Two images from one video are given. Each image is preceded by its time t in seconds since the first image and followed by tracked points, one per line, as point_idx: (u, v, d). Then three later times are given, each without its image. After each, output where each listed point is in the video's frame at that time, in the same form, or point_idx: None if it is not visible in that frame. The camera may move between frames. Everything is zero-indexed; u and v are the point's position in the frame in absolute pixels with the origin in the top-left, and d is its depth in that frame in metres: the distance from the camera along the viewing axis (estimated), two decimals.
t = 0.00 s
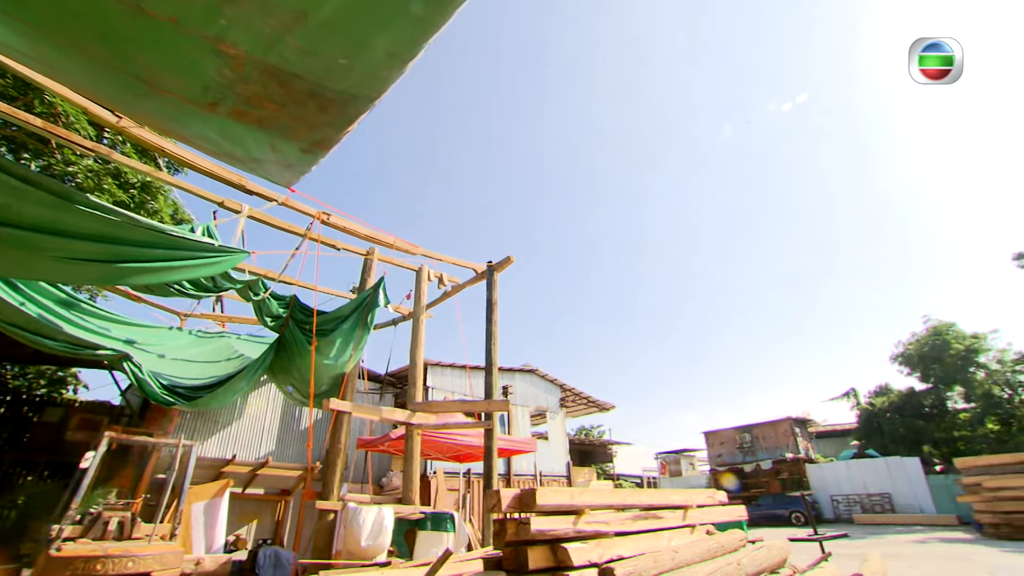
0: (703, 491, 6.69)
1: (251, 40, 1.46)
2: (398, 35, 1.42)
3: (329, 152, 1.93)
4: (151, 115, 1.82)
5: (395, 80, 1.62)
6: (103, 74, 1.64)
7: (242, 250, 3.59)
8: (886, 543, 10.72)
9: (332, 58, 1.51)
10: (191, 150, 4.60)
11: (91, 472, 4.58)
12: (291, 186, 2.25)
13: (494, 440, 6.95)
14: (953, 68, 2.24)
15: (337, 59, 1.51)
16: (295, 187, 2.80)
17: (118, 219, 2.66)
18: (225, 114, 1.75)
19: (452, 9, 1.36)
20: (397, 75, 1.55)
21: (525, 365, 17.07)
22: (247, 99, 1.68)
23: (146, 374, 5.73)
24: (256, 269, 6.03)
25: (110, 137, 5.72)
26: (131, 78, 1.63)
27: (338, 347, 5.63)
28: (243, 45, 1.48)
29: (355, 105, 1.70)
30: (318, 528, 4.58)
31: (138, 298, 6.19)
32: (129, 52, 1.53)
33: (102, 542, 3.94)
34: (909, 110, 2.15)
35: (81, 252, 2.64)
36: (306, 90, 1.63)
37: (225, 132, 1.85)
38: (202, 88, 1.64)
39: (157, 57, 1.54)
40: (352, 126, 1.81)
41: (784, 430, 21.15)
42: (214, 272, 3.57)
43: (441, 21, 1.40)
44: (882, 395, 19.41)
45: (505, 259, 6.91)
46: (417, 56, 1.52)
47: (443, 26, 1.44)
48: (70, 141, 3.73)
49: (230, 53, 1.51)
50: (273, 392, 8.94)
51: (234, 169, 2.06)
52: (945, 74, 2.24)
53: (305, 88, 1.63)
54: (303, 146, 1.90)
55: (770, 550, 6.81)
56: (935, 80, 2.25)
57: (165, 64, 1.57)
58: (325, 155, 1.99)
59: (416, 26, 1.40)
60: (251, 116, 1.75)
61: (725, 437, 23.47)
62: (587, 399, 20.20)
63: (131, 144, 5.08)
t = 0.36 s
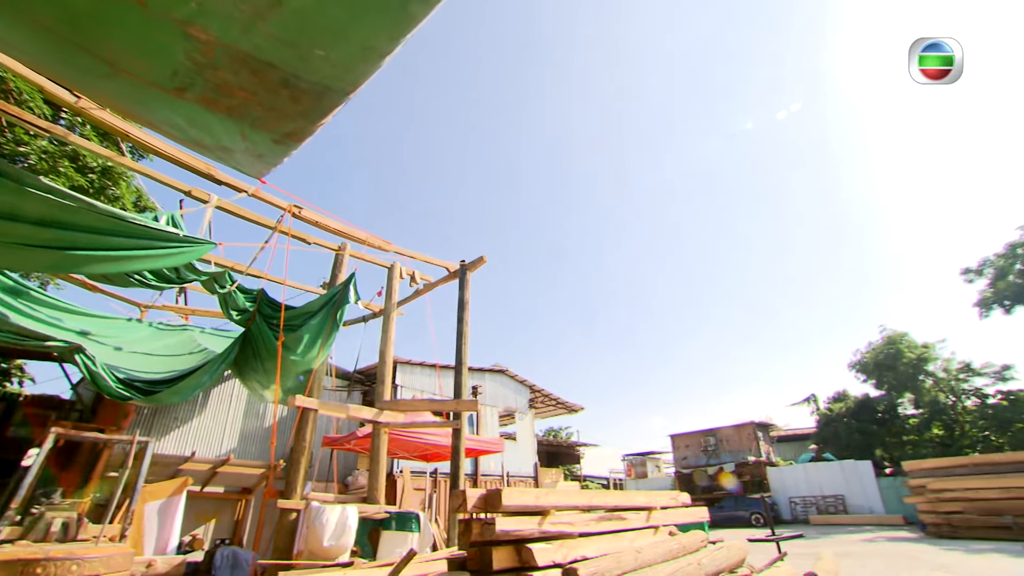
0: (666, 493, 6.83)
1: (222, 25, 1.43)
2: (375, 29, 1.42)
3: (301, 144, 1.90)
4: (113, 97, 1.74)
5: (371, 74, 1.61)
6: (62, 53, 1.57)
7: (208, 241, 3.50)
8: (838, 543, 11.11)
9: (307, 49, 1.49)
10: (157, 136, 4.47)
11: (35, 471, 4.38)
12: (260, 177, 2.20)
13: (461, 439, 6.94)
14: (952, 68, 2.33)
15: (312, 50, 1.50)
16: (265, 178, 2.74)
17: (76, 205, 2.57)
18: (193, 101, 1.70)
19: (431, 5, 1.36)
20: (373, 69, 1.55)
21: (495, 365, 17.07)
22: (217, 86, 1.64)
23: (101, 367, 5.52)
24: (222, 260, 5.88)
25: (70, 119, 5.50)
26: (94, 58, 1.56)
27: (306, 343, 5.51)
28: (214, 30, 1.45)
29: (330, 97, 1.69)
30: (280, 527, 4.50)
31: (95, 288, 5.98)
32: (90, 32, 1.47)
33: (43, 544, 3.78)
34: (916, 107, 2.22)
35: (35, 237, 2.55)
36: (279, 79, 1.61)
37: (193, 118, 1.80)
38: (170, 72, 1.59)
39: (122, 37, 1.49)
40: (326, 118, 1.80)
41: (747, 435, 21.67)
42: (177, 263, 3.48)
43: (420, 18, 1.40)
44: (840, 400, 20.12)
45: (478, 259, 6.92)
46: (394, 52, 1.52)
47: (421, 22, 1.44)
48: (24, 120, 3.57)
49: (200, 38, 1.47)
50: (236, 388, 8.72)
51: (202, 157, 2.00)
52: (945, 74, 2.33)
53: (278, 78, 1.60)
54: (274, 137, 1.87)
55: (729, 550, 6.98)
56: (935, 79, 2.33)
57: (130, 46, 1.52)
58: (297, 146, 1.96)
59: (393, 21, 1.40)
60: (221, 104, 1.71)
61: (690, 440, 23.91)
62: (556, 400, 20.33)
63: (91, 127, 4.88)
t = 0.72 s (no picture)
0: (631, 495, 6.95)
1: (192, 8, 1.38)
2: (353, 23, 1.39)
3: (273, 135, 1.85)
4: (73, 79, 1.64)
5: (347, 66, 1.58)
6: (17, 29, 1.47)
7: (172, 231, 3.38)
8: (794, 543, 11.46)
9: (281, 38, 1.46)
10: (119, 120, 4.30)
11: None
12: (230, 167, 2.13)
13: (429, 439, 6.88)
14: (953, 69, 2.05)
15: (287, 40, 1.46)
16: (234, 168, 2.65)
17: (27, 188, 2.44)
18: (160, 85, 1.62)
19: None
20: (349, 62, 1.52)
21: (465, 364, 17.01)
22: (186, 71, 1.57)
23: (50, 360, 5.28)
24: (187, 251, 5.70)
25: (25, 98, 5.25)
26: (52, 36, 1.47)
27: (272, 339, 5.37)
28: (183, 13, 1.39)
29: (304, 89, 1.65)
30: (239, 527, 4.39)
31: (46, 276, 5.73)
32: (49, 10, 1.39)
33: None
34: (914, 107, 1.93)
35: None
36: (252, 68, 1.56)
37: (160, 104, 1.71)
38: (135, 54, 1.51)
39: (83, 14, 1.40)
40: (301, 110, 1.75)
41: (712, 438, 22.17)
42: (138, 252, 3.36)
43: (399, 13, 1.38)
44: (801, 405, 20.72)
45: (451, 257, 6.90)
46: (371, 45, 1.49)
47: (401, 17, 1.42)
48: None
49: (168, 21, 1.41)
50: (198, 381, 8.46)
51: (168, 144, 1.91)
52: (945, 74, 2.05)
53: (251, 66, 1.55)
54: (246, 126, 1.81)
55: (691, 550, 7.12)
56: (934, 80, 2.05)
57: (92, 24, 1.44)
58: (269, 137, 1.90)
59: (371, 14, 1.37)
60: (189, 90, 1.64)
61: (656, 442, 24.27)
62: (525, 400, 20.39)
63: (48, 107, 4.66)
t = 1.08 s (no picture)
0: (597, 496, 7.03)
1: None
2: (330, 13, 1.37)
3: (244, 123, 1.80)
4: (28, 54, 1.55)
5: (323, 57, 1.56)
6: None
7: (134, 220, 3.30)
8: (753, 543, 11.75)
9: (255, 25, 1.43)
10: (80, 101, 4.12)
11: None
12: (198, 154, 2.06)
13: (397, 437, 6.83)
14: (954, 69, 2.03)
15: (261, 28, 1.43)
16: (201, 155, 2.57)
17: None
18: (124, 66, 1.56)
19: None
20: (325, 53, 1.50)
21: (436, 364, 16.91)
22: (152, 54, 1.51)
23: None
24: (150, 240, 5.52)
25: None
26: (5, 7, 1.39)
27: (238, 333, 5.22)
28: None
29: (278, 78, 1.62)
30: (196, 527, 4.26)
31: None
32: None
33: None
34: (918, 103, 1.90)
35: None
36: (224, 54, 1.52)
37: (124, 87, 1.64)
38: (98, 32, 1.45)
39: None
40: (274, 99, 1.72)
41: (678, 441, 22.61)
42: (98, 240, 3.25)
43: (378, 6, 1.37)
44: (764, 410, 21.23)
45: (424, 256, 6.85)
46: (348, 37, 1.47)
47: (379, 10, 1.41)
48: None
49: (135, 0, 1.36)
50: (158, 375, 8.18)
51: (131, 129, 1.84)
52: (946, 75, 2.04)
53: (222, 53, 1.51)
54: (216, 115, 1.77)
55: (654, 550, 7.23)
56: (936, 80, 2.03)
57: None
58: (239, 126, 1.86)
59: (350, 5, 1.35)
60: (156, 73, 1.58)
61: (623, 444, 24.57)
62: (495, 400, 20.41)
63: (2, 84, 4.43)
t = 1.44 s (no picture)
0: (564, 497, 7.07)
1: None
2: (308, 4, 1.34)
3: (214, 111, 1.74)
4: None
5: (298, 48, 1.52)
6: None
7: (92, 206, 3.15)
8: (714, 544, 12.00)
9: (228, 12, 1.38)
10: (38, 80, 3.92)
11: None
12: (163, 140, 1.99)
13: (364, 435, 6.74)
14: (953, 69, 2.26)
15: (235, 14, 1.39)
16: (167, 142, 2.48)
17: None
18: (85, 46, 1.48)
19: None
20: (300, 44, 1.46)
21: (406, 362, 16.75)
22: (116, 34, 1.45)
23: None
24: (110, 228, 5.30)
25: None
26: None
27: (202, 326, 5.03)
28: None
29: (251, 67, 1.57)
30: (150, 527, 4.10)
31: None
32: None
33: None
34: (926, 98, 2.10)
35: None
36: (193, 40, 1.46)
37: (84, 67, 1.57)
38: (56, 8, 1.37)
39: None
40: (246, 87, 1.66)
41: (645, 443, 22.95)
42: (51, 226, 3.09)
43: None
44: (729, 414, 21.66)
45: (398, 252, 6.79)
46: (326, 29, 1.44)
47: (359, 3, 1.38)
48: None
49: None
50: (115, 369, 7.89)
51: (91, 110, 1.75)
52: (945, 74, 2.26)
53: (192, 38, 1.46)
54: (185, 101, 1.70)
55: (619, 550, 7.32)
56: (936, 79, 2.25)
57: None
58: (209, 113, 1.80)
59: None
60: (119, 54, 1.51)
61: (591, 446, 24.76)
62: (465, 400, 20.34)
63: None
